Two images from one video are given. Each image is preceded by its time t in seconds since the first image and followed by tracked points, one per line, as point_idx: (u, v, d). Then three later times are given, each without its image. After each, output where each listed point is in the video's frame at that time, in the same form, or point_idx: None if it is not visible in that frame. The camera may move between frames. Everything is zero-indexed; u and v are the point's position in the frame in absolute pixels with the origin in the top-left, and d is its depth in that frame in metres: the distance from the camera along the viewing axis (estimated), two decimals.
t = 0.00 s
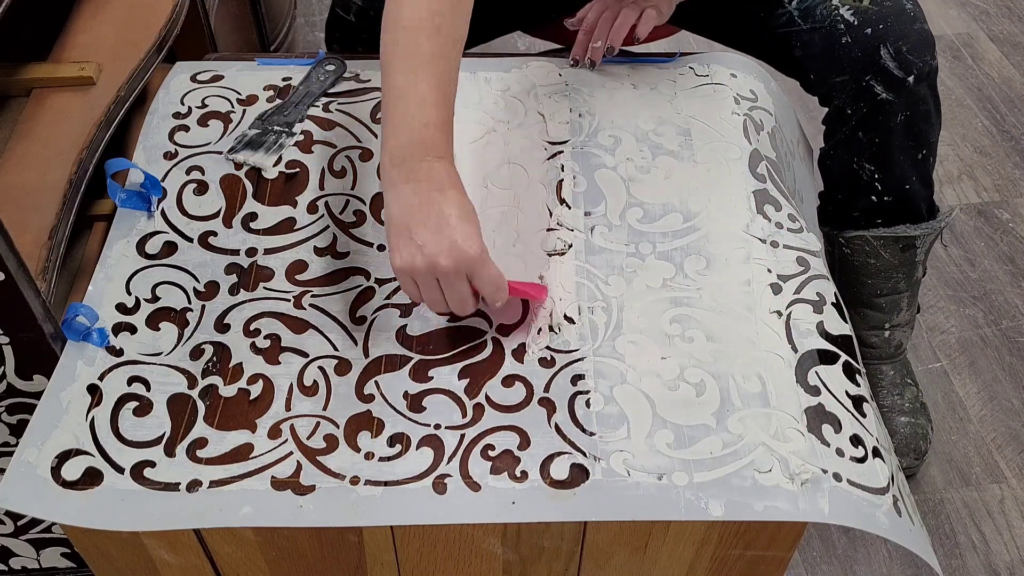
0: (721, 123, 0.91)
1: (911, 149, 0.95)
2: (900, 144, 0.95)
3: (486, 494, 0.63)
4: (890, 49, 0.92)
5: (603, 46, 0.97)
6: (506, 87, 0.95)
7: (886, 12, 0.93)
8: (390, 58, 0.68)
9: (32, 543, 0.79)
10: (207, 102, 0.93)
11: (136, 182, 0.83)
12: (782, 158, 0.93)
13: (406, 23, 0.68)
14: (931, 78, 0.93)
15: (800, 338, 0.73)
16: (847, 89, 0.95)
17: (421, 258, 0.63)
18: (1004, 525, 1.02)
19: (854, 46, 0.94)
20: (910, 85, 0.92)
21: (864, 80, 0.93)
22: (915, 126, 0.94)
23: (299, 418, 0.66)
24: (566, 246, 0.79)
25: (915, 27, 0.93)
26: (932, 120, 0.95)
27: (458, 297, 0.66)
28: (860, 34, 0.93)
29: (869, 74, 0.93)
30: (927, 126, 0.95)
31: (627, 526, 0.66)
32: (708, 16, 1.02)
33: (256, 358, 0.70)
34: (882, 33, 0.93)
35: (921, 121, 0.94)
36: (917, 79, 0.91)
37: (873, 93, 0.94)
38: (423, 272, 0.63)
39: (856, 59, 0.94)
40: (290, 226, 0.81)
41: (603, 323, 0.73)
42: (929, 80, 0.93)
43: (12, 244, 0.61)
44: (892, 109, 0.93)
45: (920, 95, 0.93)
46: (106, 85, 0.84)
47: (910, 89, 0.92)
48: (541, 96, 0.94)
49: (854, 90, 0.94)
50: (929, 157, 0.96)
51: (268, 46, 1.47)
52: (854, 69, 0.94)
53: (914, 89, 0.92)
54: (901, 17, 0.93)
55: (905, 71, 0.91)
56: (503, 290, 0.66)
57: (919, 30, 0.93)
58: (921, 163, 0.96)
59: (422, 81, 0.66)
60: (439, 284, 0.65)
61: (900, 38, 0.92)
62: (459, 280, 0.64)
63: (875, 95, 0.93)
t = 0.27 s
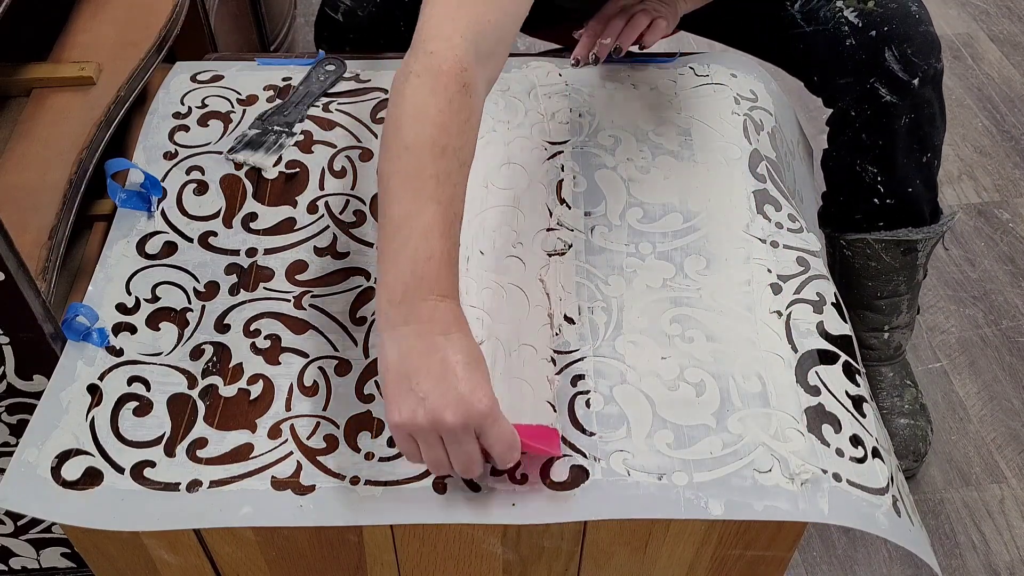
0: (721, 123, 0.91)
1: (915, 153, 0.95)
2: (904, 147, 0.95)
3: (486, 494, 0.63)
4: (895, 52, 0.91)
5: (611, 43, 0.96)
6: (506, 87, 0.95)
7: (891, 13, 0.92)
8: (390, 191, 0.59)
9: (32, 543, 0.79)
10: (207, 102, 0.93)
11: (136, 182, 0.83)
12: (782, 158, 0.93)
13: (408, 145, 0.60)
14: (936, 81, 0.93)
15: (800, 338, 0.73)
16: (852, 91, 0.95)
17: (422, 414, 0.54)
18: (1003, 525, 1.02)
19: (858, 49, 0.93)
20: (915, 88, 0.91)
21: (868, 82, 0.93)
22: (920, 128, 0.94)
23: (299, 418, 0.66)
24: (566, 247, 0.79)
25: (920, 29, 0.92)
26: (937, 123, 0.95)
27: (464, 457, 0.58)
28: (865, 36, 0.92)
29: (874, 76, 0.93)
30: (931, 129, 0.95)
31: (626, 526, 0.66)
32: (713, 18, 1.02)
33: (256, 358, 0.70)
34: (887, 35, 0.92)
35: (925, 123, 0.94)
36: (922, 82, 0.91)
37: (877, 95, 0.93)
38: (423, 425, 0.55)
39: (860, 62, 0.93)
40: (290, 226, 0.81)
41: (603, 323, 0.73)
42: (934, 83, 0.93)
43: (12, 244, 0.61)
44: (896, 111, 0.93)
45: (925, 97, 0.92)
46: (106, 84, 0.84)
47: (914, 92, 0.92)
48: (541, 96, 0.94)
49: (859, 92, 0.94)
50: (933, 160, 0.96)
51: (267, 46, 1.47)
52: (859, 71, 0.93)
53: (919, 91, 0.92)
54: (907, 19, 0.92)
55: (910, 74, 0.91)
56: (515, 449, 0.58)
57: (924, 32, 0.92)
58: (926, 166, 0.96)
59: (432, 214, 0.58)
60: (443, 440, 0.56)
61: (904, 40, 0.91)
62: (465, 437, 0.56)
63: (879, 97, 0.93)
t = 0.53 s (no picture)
0: (721, 123, 0.91)
1: (916, 154, 0.95)
2: (905, 148, 0.95)
3: (487, 494, 0.63)
4: (895, 53, 0.91)
5: (614, 45, 0.96)
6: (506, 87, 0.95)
7: (892, 13, 0.92)
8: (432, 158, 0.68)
9: (32, 543, 0.79)
10: (207, 102, 0.93)
11: (136, 182, 0.83)
12: (782, 158, 0.93)
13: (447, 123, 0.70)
14: (938, 82, 0.93)
15: (800, 338, 0.73)
16: (852, 91, 0.95)
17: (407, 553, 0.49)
18: (1004, 525, 1.02)
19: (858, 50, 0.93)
20: (916, 90, 0.91)
21: (868, 84, 0.93)
22: (920, 130, 0.94)
23: (298, 418, 0.66)
24: (566, 246, 0.79)
25: (921, 30, 0.92)
26: (938, 124, 0.94)
27: None
28: (865, 37, 0.92)
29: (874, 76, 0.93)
30: (932, 131, 0.94)
31: (626, 526, 0.66)
32: (715, 19, 1.03)
33: (256, 358, 0.70)
34: (887, 36, 0.92)
35: (927, 125, 0.94)
36: (923, 83, 0.91)
37: (878, 96, 0.93)
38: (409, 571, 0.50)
39: (861, 63, 0.93)
40: (290, 226, 0.81)
41: (603, 323, 0.73)
42: (935, 85, 0.92)
43: (12, 244, 0.61)
44: (897, 113, 0.93)
45: (925, 99, 0.92)
46: (106, 84, 0.84)
47: (915, 93, 0.91)
48: (541, 95, 0.94)
49: (860, 92, 0.94)
50: (934, 162, 0.96)
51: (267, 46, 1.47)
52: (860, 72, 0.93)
53: (920, 93, 0.91)
54: (908, 20, 0.92)
55: (911, 75, 0.91)
56: None
57: (926, 33, 0.92)
58: (927, 168, 0.96)
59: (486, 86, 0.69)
60: None
61: (905, 41, 0.91)
62: None
63: (880, 98, 0.93)
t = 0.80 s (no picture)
0: (721, 122, 0.91)
1: (913, 152, 0.95)
2: (903, 148, 0.95)
3: (487, 494, 0.63)
4: (894, 51, 0.91)
5: (609, 46, 0.95)
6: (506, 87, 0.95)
7: (890, 12, 0.92)
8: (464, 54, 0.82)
9: (32, 543, 0.79)
10: (207, 102, 0.93)
11: (136, 182, 0.83)
12: (782, 158, 0.93)
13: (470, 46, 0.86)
14: (935, 81, 0.92)
15: (800, 338, 0.73)
16: (850, 90, 0.95)
17: None
18: (1004, 525, 1.02)
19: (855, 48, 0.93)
20: (913, 87, 0.91)
21: (865, 82, 0.93)
22: (917, 129, 0.93)
23: (299, 419, 0.66)
24: (567, 247, 0.79)
25: (918, 29, 0.92)
26: (936, 122, 0.94)
27: None
28: (863, 35, 0.92)
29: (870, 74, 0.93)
30: (930, 129, 0.94)
31: (626, 526, 0.66)
32: (713, 9, 1.03)
33: (256, 358, 0.70)
34: (885, 34, 0.91)
35: (924, 123, 0.93)
36: (920, 81, 0.91)
37: (876, 95, 0.93)
38: None
39: (858, 61, 0.93)
40: (290, 226, 0.81)
41: (603, 323, 0.73)
42: (933, 84, 0.92)
43: (12, 244, 0.61)
44: (894, 111, 0.93)
45: (923, 97, 0.92)
46: (106, 84, 0.84)
47: (913, 91, 0.91)
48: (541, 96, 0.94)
49: (857, 90, 0.94)
50: (931, 160, 0.96)
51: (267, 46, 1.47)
52: (857, 70, 0.93)
53: (917, 90, 0.91)
54: (906, 18, 0.92)
55: (908, 73, 0.91)
56: None
57: (923, 32, 0.92)
58: (924, 166, 0.96)
59: None
60: None
61: (904, 40, 0.91)
62: None
63: (878, 97, 0.93)
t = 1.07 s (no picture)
0: (721, 123, 0.91)
1: (912, 152, 0.95)
2: (902, 148, 0.95)
3: (487, 494, 0.63)
4: (893, 51, 0.91)
5: (609, 45, 0.96)
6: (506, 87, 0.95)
7: (889, 12, 0.92)
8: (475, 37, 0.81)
9: (32, 543, 0.79)
10: (207, 102, 0.93)
11: (136, 182, 0.83)
12: (782, 158, 0.93)
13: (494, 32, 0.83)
14: (934, 81, 0.92)
15: (800, 338, 0.73)
16: (849, 90, 0.95)
17: None
18: (1004, 525, 1.02)
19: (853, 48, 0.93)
20: (912, 87, 0.91)
21: (864, 82, 0.93)
22: (916, 128, 0.93)
23: (299, 419, 0.66)
24: (566, 247, 0.79)
25: (917, 28, 0.92)
26: (935, 122, 0.94)
27: None
28: (862, 35, 0.93)
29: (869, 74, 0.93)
30: (929, 129, 0.94)
31: (626, 526, 0.66)
32: (713, 8, 1.03)
33: (256, 358, 0.70)
34: (884, 34, 0.92)
35: (923, 122, 0.93)
36: (919, 81, 0.91)
37: (875, 94, 0.93)
38: None
39: (857, 61, 0.93)
40: (289, 226, 0.81)
41: (603, 323, 0.73)
42: (932, 84, 0.92)
43: (12, 243, 0.61)
44: (893, 111, 0.93)
45: (922, 97, 0.92)
46: (106, 84, 0.84)
47: (912, 91, 0.91)
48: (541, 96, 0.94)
49: (856, 90, 0.94)
50: (930, 160, 0.96)
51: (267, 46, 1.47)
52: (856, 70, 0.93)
53: (916, 90, 0.91)
54: (905, 18, 0.92)
55: (907, 73, 0.91)
56: None
57: (922, 32, 0.92)
58: (923, 166, 0.96)
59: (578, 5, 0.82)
60: None
61: (902, 40, 0.91)
62: None
63: (877, 97, 0.93)
